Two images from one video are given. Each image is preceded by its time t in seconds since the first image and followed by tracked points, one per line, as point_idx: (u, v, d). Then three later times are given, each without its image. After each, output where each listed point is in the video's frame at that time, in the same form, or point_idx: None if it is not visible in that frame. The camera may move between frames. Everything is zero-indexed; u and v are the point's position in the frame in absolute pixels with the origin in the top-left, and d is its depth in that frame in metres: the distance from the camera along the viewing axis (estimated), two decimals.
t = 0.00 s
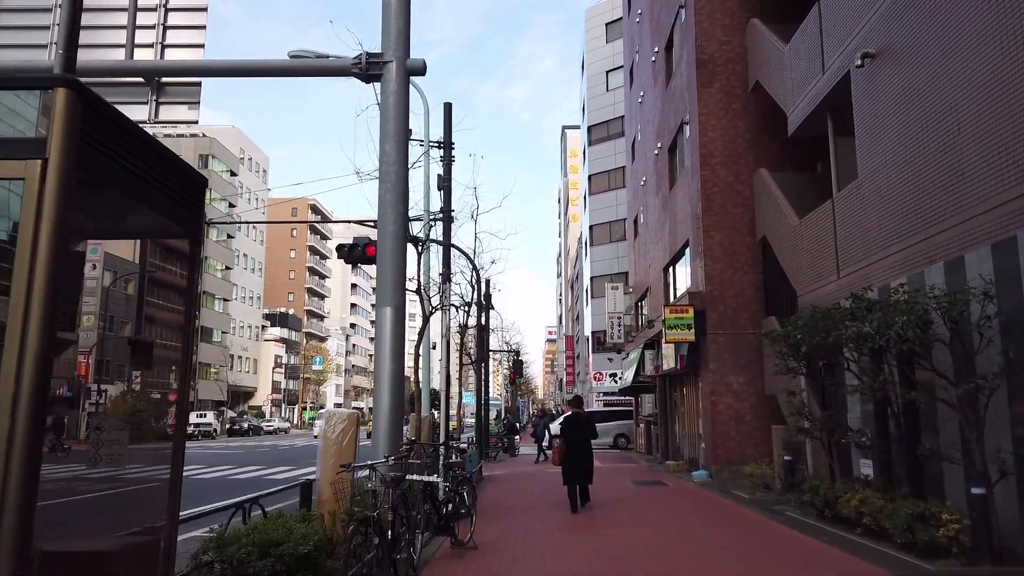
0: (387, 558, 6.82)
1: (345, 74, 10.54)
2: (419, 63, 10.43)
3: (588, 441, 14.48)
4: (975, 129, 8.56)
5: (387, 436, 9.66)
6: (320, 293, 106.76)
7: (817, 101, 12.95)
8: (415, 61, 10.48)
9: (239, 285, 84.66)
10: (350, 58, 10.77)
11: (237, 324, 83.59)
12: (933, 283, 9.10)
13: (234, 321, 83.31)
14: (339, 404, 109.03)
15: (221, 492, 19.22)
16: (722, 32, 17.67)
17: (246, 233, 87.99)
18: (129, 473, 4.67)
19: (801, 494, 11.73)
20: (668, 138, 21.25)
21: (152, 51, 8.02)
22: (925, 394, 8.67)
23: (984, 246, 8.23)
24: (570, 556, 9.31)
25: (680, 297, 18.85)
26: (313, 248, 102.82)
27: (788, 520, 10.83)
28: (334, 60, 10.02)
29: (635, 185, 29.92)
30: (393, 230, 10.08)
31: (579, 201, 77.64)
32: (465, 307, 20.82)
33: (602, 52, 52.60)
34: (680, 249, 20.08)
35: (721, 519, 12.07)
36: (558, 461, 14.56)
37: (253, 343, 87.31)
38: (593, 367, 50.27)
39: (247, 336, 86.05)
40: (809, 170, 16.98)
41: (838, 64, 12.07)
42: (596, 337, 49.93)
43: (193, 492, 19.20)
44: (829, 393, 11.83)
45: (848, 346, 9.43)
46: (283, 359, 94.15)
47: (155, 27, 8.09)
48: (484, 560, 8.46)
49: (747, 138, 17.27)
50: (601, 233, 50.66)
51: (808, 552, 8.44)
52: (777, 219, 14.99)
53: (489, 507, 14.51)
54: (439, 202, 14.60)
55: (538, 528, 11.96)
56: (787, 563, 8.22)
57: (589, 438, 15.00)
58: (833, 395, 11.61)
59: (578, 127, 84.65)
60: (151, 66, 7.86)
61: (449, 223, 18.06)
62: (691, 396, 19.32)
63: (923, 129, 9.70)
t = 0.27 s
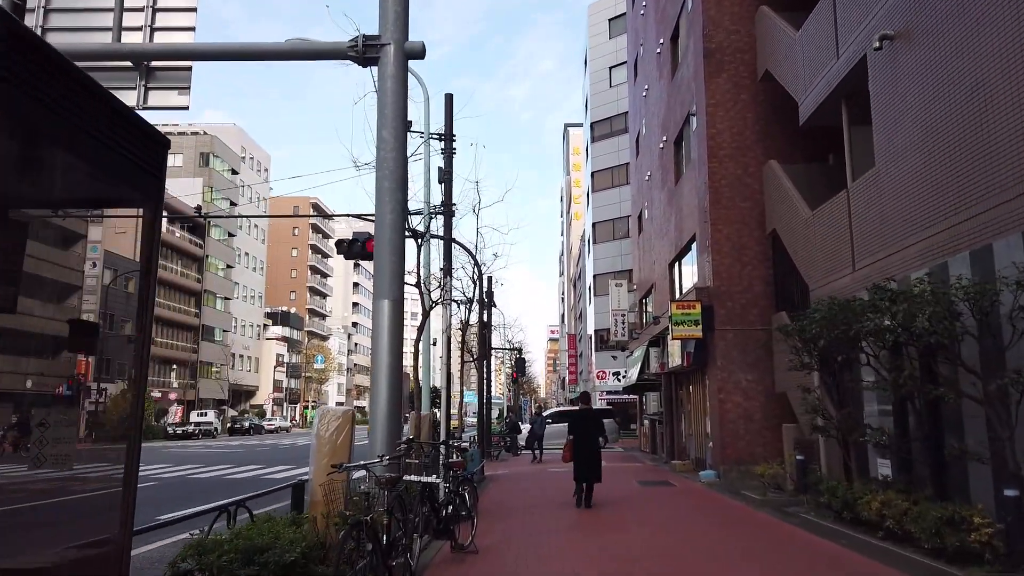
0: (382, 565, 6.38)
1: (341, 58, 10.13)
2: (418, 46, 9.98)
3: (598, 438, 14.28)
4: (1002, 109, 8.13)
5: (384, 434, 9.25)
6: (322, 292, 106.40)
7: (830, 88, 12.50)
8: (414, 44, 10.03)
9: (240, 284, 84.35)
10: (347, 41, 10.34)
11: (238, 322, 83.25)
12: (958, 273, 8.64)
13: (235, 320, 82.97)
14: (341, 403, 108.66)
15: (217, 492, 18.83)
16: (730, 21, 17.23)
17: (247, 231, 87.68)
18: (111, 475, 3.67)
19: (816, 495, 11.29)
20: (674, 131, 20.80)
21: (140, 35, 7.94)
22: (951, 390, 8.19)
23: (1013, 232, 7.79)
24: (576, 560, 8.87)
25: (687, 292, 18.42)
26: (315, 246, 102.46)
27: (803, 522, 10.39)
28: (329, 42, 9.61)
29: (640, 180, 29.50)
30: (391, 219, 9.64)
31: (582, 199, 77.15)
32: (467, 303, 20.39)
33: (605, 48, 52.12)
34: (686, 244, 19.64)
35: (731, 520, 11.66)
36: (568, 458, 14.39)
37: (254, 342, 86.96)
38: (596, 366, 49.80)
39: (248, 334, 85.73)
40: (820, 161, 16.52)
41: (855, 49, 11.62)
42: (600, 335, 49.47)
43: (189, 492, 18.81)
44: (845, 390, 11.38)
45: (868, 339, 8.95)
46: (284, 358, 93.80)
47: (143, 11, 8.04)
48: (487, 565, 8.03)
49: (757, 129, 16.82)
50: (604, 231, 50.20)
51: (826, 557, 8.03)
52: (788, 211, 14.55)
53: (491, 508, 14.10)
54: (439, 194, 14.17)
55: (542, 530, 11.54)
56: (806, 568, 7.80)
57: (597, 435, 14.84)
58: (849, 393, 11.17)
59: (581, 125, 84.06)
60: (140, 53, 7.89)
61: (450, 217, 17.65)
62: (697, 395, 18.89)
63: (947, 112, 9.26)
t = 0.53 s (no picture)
0: None
1: (335, 43, 9.75)
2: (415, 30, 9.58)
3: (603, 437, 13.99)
4: None
5: (379, 434, 8.83)
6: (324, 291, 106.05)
7: (843, 77, 12.08)
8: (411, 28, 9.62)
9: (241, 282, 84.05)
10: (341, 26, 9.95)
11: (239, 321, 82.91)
12: (983, 266, 8.19)
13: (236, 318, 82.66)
14: (342, 402, 108.30)
15: (212, 493, 18.44)
16: (737, 11, 16.82)
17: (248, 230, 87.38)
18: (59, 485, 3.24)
19: (829, 498, 10.88)
20: (679, 124, 20.41)
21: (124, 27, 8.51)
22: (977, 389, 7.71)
23: None
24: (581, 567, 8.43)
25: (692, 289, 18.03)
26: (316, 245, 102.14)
27: (817, 527, 9.99)
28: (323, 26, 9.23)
29: (643, 176, 29.08)
30: (386, 210, 9.25)
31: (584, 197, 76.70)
32: (468, 301, 20.00)
33: (607, 44, 51.70)
34: (692, 240, 19.22)
35: (740, 523, 11.26)
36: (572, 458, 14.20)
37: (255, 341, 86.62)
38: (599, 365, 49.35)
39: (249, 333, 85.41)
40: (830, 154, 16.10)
41: (870, 34, 11.19)
42: (602, 334, 49.02)
43: (183, 493, 18.42)
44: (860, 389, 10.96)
45: (887, 336, 8.46)
46: (286, 357, 93.47)
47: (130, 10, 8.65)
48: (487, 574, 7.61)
49: (764, 121, 16.41)
50: (607, 229, 49.77)
51: (843, 564, 7.62)
52: (798, 204, 14.12)
53: (492, 510, 13.72)
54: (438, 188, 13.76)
55: (544, 534, 11.15)
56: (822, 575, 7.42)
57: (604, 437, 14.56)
58: (863, 392, 10.76)
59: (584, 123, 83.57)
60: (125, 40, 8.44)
61: (450, 212, 17.26)
62: (703, 394, 18.47)
63: (969, 98, 8.81)
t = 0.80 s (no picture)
0: None
1: (325, 28, 9.32)
2: (407, 12, 9.13)
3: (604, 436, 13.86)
4: None
5: (371, 436, 8.38)
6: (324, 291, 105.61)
7: (854, 64, 11.62)
8: (403, 11, 9.17)
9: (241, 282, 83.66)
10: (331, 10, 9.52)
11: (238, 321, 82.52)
12: (1008, 258, 7.73)
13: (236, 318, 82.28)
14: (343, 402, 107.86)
15: (204, 496, 18.00)
16: None
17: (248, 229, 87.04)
18: None
19: (842, 503, 10.42)
20: (683, 118, 19.95)
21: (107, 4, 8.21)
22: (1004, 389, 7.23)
23: None
24: None
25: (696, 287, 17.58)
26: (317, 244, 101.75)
27: (830, 534, 9.52)
28: (312, 10, 8.81)
29: (645, 173, 28.68)
30: (378, 202, 8.82)
31: (586, 196, 76.26)
32: (466, 299, 19.54)
33: (609, 41, 51.24)
34: (696, 236, 18.78)
35: (748, 529, 10.80)
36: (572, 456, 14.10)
37: (255, 341, 86.23)
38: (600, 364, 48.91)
39: (249, 333, 85.04)
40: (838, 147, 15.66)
41: (884, 19, 10.73)
42: (604, 333, 48.62)
43: (174, 496, 17.97)
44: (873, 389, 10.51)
45: (906, 331, 8.01)
46: (286, 357, 93.07)
47: None
48: None
49: (770, 114, 15.95)
50: (609, 227, 49.32)
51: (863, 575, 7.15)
52: (806, 198, 13.67)
53: (491, 515, 13.26)
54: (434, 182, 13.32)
55: (545, 540, 10.70)
56: None
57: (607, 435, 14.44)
58: (877, 392, 10.31)
59: (585, 121, 83.17)
60: (106, 19, 8.10)
61: (448, 207, 16.79)
62: (708, 394, 18.02)
63: (989, 81, 8.37)
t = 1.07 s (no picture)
0: None
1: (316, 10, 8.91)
2: None
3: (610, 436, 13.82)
4: None
5: (363, 435, 7.97)
6: (325, 290, 105.23)
7: (867, 50, 11.18)
8: None
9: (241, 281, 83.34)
10: None
11: (239, 320, 82.19)
12: None
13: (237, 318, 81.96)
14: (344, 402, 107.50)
15: (197, 497, 17.62)
16: None
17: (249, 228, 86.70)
18: None
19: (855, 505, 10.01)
20: (687, 111, 19.53)
21: None
22: None
23: None
24: None
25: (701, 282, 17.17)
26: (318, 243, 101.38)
27: (844, 537, 9.11)
28: None
29: (649, 168, 28.23)
30: (370, 190, 8.40)
31: (588, 194, 75.83)
32: (466, 296, 19.14)
33: (611, 37, 50.76)
34: (701, 231, 18.35)
35: (757, 532, 10.39)
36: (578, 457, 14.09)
37: (256, 340, 85.90)
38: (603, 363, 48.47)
39: (250, 333, 84.71)
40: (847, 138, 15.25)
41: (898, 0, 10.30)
42: (606, 332, 48.19)
43: (167, 497, 17.59)
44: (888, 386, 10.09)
45: (928, 324, 7.58)
46: (287, 357, 92.73)
47: None
48: None
49: (778, 104, 15.54)
50: (611, 225, 48.88)
51: None
52: (815, 190, 13.25)
53: (491, 517, 12.87)
54: (431, 174, 12.91)
55: (546, 543, 10.31)
56: None
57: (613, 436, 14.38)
58: (893, 389, 9.88)
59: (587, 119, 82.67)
60: None
61: (446, 201, 16.39)
62: (713, 393, 17.60)
63: (1010, 62, 7.96)
